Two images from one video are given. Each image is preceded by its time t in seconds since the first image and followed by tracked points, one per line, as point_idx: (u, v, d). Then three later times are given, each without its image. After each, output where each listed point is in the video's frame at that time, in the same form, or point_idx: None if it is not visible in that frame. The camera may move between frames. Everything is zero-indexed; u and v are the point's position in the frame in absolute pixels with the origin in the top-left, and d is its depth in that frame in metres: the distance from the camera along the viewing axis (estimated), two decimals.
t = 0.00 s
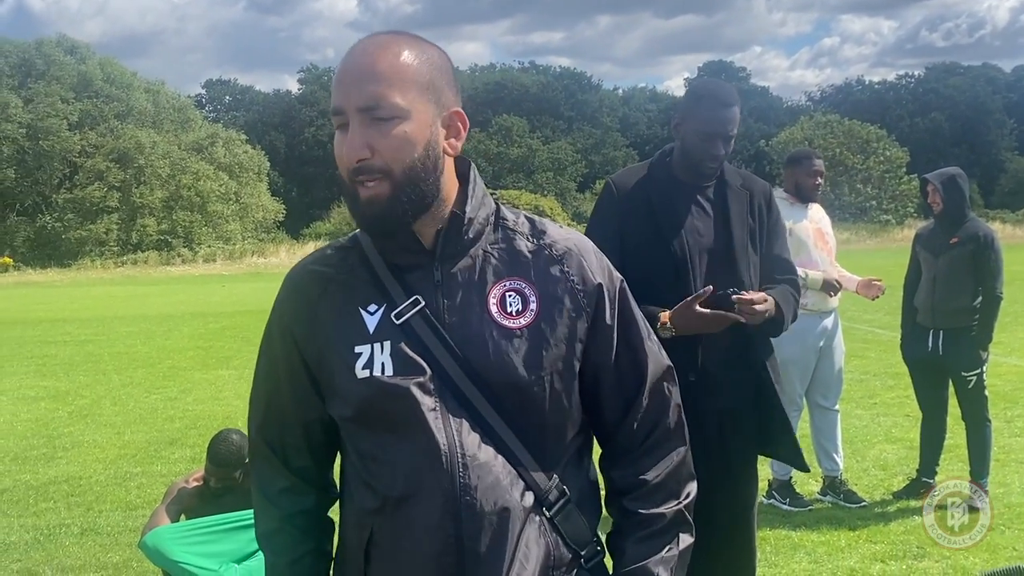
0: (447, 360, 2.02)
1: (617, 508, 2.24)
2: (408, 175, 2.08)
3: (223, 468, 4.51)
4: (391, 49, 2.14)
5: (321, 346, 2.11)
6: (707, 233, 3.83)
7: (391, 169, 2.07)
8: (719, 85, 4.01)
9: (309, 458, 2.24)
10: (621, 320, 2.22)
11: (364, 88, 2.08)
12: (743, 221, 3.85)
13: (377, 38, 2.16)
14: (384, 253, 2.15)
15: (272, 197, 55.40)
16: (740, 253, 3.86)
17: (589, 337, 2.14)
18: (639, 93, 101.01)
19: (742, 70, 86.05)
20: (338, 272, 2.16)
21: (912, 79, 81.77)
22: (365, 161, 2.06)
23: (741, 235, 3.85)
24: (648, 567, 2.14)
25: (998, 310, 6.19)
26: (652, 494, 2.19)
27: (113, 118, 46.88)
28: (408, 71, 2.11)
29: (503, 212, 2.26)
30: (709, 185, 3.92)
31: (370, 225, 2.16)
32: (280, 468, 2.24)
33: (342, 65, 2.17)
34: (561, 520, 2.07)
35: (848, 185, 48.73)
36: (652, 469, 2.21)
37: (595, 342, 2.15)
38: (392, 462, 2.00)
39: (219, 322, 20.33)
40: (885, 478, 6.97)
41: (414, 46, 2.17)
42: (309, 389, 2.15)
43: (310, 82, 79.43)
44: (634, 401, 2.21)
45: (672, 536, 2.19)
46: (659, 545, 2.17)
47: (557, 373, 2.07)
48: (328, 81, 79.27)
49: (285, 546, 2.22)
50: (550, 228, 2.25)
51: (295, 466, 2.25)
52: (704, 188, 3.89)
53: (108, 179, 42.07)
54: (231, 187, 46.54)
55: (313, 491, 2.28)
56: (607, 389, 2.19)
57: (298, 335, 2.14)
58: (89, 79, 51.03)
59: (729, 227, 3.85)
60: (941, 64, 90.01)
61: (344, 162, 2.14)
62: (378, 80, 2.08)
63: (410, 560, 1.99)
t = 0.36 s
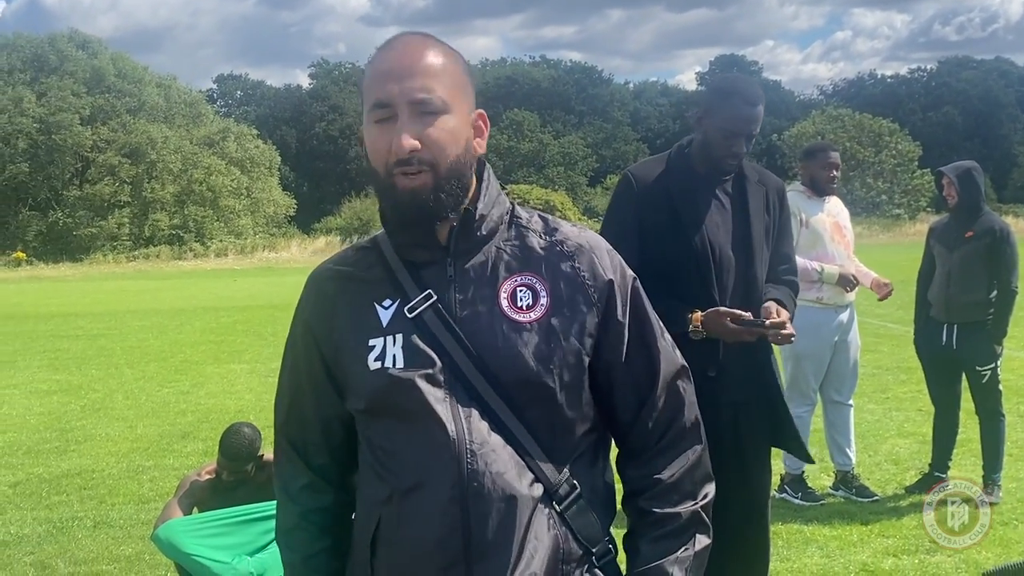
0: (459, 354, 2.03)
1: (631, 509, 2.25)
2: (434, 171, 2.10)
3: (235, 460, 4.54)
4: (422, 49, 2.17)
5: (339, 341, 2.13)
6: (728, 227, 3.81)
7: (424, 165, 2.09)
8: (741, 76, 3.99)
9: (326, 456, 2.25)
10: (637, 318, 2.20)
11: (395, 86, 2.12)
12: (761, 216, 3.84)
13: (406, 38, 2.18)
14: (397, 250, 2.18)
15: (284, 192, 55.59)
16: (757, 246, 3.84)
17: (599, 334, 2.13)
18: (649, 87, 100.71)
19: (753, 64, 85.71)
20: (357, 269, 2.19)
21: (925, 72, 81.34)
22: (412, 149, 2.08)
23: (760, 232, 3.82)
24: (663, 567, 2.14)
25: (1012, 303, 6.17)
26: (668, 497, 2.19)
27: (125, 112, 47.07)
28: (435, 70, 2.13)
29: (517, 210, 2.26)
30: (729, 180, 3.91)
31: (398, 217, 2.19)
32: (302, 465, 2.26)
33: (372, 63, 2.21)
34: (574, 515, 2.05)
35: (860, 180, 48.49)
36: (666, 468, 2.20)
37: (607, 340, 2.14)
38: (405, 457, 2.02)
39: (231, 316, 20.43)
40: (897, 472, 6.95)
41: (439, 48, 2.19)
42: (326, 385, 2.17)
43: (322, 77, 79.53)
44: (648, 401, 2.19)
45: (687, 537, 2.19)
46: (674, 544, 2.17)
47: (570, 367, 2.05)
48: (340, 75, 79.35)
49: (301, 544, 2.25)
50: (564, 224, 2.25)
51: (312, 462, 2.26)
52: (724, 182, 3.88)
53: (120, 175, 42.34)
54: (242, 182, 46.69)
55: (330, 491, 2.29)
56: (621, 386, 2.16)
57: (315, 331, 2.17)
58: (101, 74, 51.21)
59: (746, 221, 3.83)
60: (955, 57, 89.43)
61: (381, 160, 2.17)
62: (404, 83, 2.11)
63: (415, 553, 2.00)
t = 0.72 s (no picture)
0: (490, 348, 2.04)
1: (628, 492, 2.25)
2: (479, 162, 2.15)
3: (244, 455, 4.52)
4: (455, 41, 2.21)
5: (358, 338, 2.07)
6: (741, 222, 3.81)
7: (481, 153, 2.15)
8: (753, 72, 3.98)
9: (326, 459, 2.17)
10: (637, 314, 2.28)
11: (439, 75, 2.15)
12: (773, 211, 3.84)
13: (443, 31, 2.23)
14: (422, 245, 2.17)
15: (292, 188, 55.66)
16: (769, 243, 3.84)
17: (613, 329, 2.19)
18: (658, 83, 100.49)
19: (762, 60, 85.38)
20: (365, 265, 2.14)
21: (935, 69, 80.92)
22: (476, 131, 2.14)
23: (772, 227, 3.83)
24: (665, 544, 2.17)
25: None
26: (662, 479, 2.23)
27: (134, 108, 47.17)
28: (479, 64, 2.19)
29: (528, 210, 2.32)
30: (740, 176, 3.90)
31: (432, 208, 2.21)
32: (298, 472, 2.17)
33: (401, 54, 2.23)
34: (600, 504, 2.12)
35: (869, 176, 48.25)
36: (660, 451, 2.25)
37: (618, 333, 2.20)
38: (438, 453, 1.99)
39: (240, 311, 20.47)
40: (906, 469, 6.93)
41: (471, 42, 2.24)
42: (337, 384, 2.10)
43: (330, 73, 79.57)
44: (647, 392, 2.27)
45: (686, 512, 2.24)
46: (675, 524, 2.21)
47: (592, 361, 2.12)
48: (348, 70, 79.34)
49: (302, 556, 2.13)
50: (570, 224, 2.31)
51: (309, 467, 2.17)
52: (736, 177, 3.86)
53: (128, 170, 42.47)
54: (251, 177, 46.77)
55: (329, 495, 2.21)
56: (623, 380, 2.22)
57: (326, 325, 2.10)
58: (110, 69, 51.30)
59: (759, 217, 3.83)
60: (965, 54, 88.89)
61: (417, 146, 2.18)
62: (456, 70, 2.15)
63: (457, 551, 1.97)
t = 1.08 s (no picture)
0: (498, 344, 2.04)
1: (641, 477, 2.27)
2: (490, 156, 2.15)
3: (254, 453, 4.52)
4: (468, 32, 2.22)
5: (367, 331, 2.09)
6: (751, 220, 3.81)
7: (490, 145, 2.15)
8: (766, 70, 3.96)
9: (336, 446, 2.20)
10: (651, 308, 2.27)
11: (452, 66, 2.16)
12: (785, 209, 3.83)
13: (459, 23, 2.24)
14: (431, 238, 2.17)
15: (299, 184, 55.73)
16: (780, 240, 3.83)
17: (627, 323, 2.19)
18: (665, 80, 100.33)
19: (770, 58, 85.19)
20: (376, 258, 2.15)
21: (942, 67, 80.59)
22: (488, 123, 2.14)
23: (784, 225, 3.82)
24: (672, 535, 2.17)
25: None
26: (672, 472, 2.23)
27: (141, 104, 47.24)
28: (492, 56, 2.19)
29: (542, 203, 2.31)
30: (753, 174, 3.89)
31: (443, 201, 2.22)
32: (308, 456, 2.20)
33: (418, 44, 2.25)
34: (601, 500, 2.13)
35: (875, 174, 48.09)
36: (676, 439, 2.26)
37: (631, 329, 2.20)
38: (443, 448, 2.00)
39: (247, 307, 20.50)
40: (913, 467, 6.92)
41: (485, 35, 2.24)
42: (347, 375, 2.13)
43: (337, 70, 79.60)
44: (664, 384, 2.26)
45: (695, 495, 2.23)
46: (682, 513, 2.20)
47: (602, 357, 2.11)
48: (355, 67, 79.36)
49: (313, 538, 2.17)
50: (585, 218, 2.31)
51: (321, 452, 2.21)
52: (747, 176, 3.86)
53: (135, 166, 42.58)
54: (257, 173, 46.81)
55: (340, 481, 2.23)
56: (638, 370, 2.23)
57: (337, 315, 2.12)
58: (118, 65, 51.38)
59: (770, 215, 3.82)
60: (972, 52, 88.57)
61: (429, 137, 2.19)
62: (469, 60, 2.16)
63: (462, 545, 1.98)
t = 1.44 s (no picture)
0: (502, 345, 2.05)
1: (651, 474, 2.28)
2: (495, 155, 2.16)
3: (262, 451, 4.53)
4: (476, 30, 2.23)
5: (374, 331, 2.11)
6: (758, 220, 3.81)
7: (494, 147, 2.16)
8: (776, 70, 3.95)
9: (346, 442, 2.22)
10: (664, 307, 2.27)
11: (458, 62, 2.17)
12: (792, 209, 3.83)
13: (466, 20, 2.24)
14: (437, 236, 2.18)
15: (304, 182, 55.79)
16: (788, 241, 3.83)
17: (637, 323, 2.19)
18: (670, 79, 100.22)
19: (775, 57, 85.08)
20: (385, 256, 2.16)
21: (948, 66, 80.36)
22: (491, 126, 2.14)
23: (792, 225, 3.82)
24: (681, 531, 2.19)
25: None
26: (683, 470, 2.25)
27: (148, 101, 47.32)
28: (501, 56, 2.20)
29: (551, 201, 2.31)
30: (760, 175, 3.90)
31: (447, 200, 2.22)
32: (316, 450, 2.22)
33: (427, 42, 2.26)
34: (607, 501, 2.13)
35: (881, 173, 47.99)
36: (688, 439, 2.27)
37: (641, 328, 2.20)
38: (447, 448, 2.01)
39: (253, 305, 20.54)
40: (919, 467, 6.91)
41: (496, 33, 2.25)
42: (354, 371, 2.14)
43: (343, 68, 79.63)
44: (678, 384, 2.27)
45: (703, 493, 2.24)
46: (690, 511, 2.22)
47: (609, 359, 2.11)
48: (361, 65, 79.41)
49: (321, 531, 2.18)
50: (595, 216, 2.31)
51: (330, 448, 2.23)
52: (755, 177, 3.87)
53: (141, 163, 42.65)
54: (263, 171, 46.86)
55: (347, 475, 2.25)
56: (648, 369, 2.23)
57: (344, 315, 2.14)
58: (125, 62, 51.48)
59: (779, 215, 3.82)
60: (978, 52, 88.35)
61: (434, 136, 2.20)
62: (475, 58, 2.17)
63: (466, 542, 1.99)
